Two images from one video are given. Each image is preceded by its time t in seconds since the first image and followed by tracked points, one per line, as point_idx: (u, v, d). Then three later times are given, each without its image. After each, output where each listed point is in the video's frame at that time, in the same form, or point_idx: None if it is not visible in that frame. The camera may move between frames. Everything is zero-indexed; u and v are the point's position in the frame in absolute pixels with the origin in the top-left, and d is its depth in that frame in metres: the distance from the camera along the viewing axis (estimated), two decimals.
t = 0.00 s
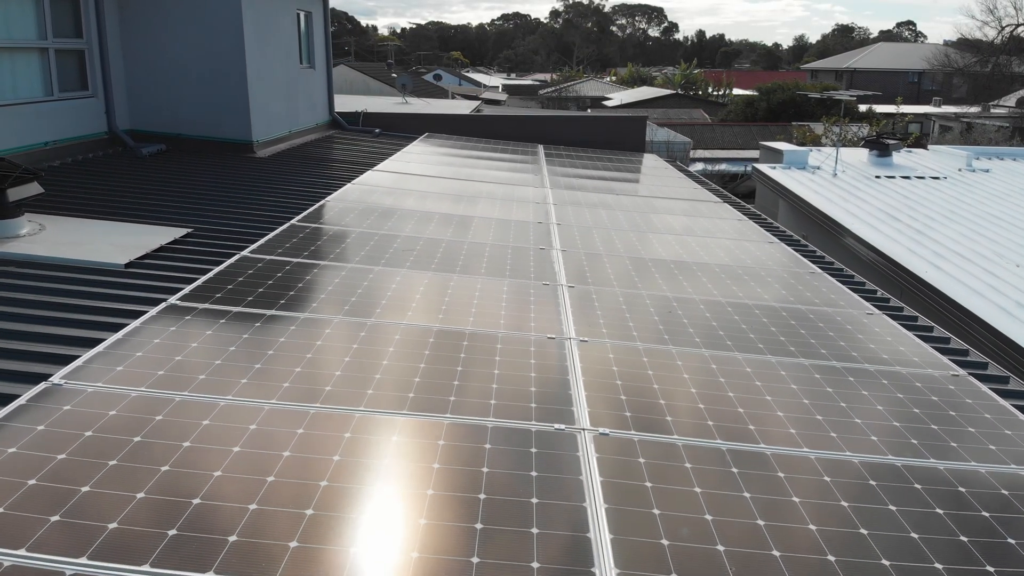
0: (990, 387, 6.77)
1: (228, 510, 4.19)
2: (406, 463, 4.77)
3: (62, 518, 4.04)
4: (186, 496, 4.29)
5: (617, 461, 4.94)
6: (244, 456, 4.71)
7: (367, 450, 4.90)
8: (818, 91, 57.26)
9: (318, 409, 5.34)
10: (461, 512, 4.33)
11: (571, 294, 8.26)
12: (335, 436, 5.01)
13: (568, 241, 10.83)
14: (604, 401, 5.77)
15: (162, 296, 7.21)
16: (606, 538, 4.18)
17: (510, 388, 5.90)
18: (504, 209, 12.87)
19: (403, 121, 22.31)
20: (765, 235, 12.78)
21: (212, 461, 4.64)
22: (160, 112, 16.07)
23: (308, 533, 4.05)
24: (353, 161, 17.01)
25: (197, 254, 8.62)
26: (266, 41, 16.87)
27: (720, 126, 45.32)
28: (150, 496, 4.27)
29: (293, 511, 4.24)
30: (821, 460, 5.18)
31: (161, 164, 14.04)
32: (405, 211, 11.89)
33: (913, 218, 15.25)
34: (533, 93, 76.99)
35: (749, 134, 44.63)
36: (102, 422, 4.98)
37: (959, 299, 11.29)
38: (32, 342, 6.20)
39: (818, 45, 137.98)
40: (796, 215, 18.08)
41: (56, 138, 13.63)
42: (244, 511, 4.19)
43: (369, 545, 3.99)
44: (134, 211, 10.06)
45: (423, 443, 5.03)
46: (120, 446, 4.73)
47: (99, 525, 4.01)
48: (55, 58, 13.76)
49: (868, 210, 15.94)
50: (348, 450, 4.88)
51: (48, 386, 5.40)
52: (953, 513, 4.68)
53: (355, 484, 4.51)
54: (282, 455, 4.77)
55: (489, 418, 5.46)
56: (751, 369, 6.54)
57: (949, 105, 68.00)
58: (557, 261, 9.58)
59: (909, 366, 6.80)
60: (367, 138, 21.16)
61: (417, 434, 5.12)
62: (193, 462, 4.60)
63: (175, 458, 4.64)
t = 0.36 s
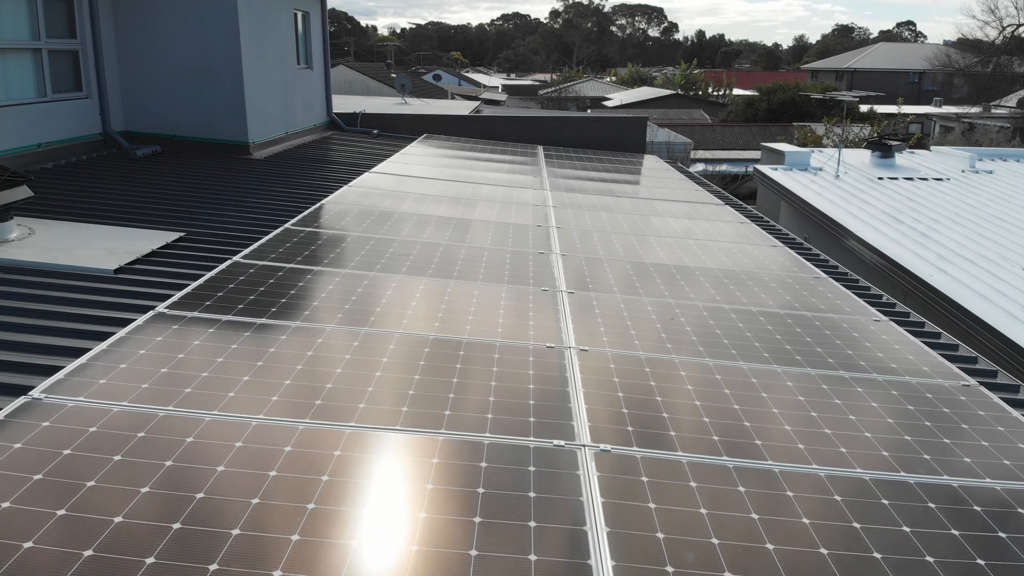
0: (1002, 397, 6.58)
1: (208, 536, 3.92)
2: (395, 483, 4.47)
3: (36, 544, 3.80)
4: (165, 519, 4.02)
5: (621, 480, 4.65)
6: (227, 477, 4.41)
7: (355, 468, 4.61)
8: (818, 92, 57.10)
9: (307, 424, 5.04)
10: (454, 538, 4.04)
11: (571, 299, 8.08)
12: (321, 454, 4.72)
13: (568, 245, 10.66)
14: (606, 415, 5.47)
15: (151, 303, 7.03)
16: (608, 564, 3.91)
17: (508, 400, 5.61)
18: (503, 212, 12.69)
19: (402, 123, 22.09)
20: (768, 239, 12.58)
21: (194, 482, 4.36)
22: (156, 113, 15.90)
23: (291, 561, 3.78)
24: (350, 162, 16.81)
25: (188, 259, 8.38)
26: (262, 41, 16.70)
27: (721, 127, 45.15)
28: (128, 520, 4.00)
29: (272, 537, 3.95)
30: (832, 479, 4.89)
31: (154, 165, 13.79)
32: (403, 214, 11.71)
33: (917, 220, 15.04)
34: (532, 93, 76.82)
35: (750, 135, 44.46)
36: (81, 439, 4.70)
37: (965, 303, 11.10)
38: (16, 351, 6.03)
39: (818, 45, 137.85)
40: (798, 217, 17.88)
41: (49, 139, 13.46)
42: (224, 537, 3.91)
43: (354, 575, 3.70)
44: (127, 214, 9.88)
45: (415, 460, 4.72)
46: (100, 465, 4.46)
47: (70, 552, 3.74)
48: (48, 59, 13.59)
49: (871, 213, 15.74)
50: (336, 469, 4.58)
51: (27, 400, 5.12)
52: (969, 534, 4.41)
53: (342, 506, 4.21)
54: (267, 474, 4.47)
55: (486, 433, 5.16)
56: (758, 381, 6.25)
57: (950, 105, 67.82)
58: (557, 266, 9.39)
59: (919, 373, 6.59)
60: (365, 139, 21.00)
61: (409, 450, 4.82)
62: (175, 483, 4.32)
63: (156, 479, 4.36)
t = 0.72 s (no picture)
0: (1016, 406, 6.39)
1: (191, 564, 3.66)
2: (387, 504, 4.19)
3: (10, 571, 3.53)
4: (147, 545, 3.76)
5: (631, 500, 4.37)
6: (212, 497, 4.13)
7: (349, 487, 4.33)
8: (819, 92, 56.95)
9: (299, 440, 4.75)
10: (450, 564, 3.76)
11: (573, 304, 7.89)
12: (311, 472, 4.43)
13: (569, 248, 10.48)
14: (609, 427, 5.20)
15: (143, 309, 6.85)
16: None
17: (508, 411, 5.35)
18: (503, 214, 12.53)
19: (401, 123, 21.89)
20: (772, 241, 12.38)
21: (179, 502, 4.07)
22: (152, 113, 15.73)
23: None
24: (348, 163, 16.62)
25: (181, 263, 8.20)
26: (260, 41, 16.53)
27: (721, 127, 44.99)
28: (107, 545, 3.73)
29: (255, 563, 3.69)
30: (845, 496, 4.62)
31: (149, 167, 13.55)
32: (402, 216, 11.53)
33: (922, 222, 14.86)
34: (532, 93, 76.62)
35: (751, 135, 44.31)
36: (62, 456, 4.41)
37: (972, 307, 10.93)
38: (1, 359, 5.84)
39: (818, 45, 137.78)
40: (802, 218, 17.68)
41: (43, 140, 13.27)
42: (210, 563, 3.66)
43: None
44: (120, 217, 9.71)
45: (411, 479, 4.44)
46: (81, 484, 4.18)
47: None
48: (42, 59, 13.41)
49: (876, 215, 15.55)
50: (329, 488, 4.31)
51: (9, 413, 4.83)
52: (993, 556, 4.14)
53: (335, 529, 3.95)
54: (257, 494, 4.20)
55: (485, 448, 4.88)
56: (765, 392, 5.98)
57: (951, 105, 67.71)
58: (558, 270, 9.22)
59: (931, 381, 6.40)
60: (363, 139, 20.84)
61: (405, 467, 4.54)
62: (159, 504, 4.04)
63: (140, 499, 4.09)
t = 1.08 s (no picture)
0: None
1: None
2: (380, 528, 3.91)
3: None
4: (130, 572, 3.53)
5: (639, 518, 4.13)
6: (200, 520, 3.90)
7: (341, 507, 4.08)
8: (820, 92, 56.79)
9: (290, 456, 4.50)
10: None
11: (574, 309, 7.70)
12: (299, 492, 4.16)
13: (571, 251, 10.31)
14: (613, 440, 4.93)
15: (133, 316, 6.66)
16: None
17: (510, 422, 5.12)
18: (503, 217, 12.35)
19: (400, 124, 21.70)
20: (776, 244, 12.20)
21: (164, 524, 3.86)
22: (148, 114, 15.56)
23: None
24: (347, 164, 16.42)
25: (175, 268, 8.02)
26: (258, 41, 16.35)
27: (722, 127, 44.82)
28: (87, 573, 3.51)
29: None
30: (862, 515, 4.36)
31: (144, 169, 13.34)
32: (401, 219, 11.37)
33: (927, 224, 14.67)
34: (532, 93, 76.49)
35: (751, 135, 44.15)
36: (44, 474, 4.21)
37: (980, 310, 10.75)
38: None
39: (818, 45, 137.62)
40: (806, 220, 17.48)
41: (37, 142, 13.08)
42: None
43: None
44: (113, 220, 9.53)
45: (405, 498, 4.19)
46: (62, 505, 3.97)
47: None
48: (37, 59, 13.23)
49: (881, 216, 15.35)
50: (321, 508, 4.07)
51: None
52: None
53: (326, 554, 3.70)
54: (246, 515, 3.97)
55: (485, 464, 4.62)
56: (775, 402, 5.76)
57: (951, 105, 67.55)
58: (560, 274, 9.05)
59: (944, 390, 6.20)
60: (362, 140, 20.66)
61: (400, 486, 4.28)
62: (144, 527, 3.82)
63: (123, 521, 3.87)
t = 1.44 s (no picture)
0: None
1: None
2: (377, 551, 3.72)
3: None
4: None
5: (648, 542, 3.93)
6: (186, 544, 3.69)
7: (334, 530, 3.86)
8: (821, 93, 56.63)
9: (282, 475, 4.28)
10: None
11: (576, 315, 7.52)
12: (290, 513, 3.97)
13: (572, 255, 10.15)
14: (619, 456, 4.75)
15: (124, 324, 6.48)
16: None
17: (512, 436, 4.91)
18: (503, 220, 12.18)
19: (399, 124, 21.52)
20: (779, 247, 12.03)
21: (148, 549, 3.64)
22: (144, 115, 15.39)
23: None
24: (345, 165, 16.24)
25: (169, 274, 7.85)
26: (255, 41, 16.18)
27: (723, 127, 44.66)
28: None
29: None
30: (878, 535, 4.17)
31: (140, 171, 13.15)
32: (400, 222, 11.20)
33: (932, 227, 14.49)
34: (532, 93, 76.33)
35: (752, 136, 43.99)
36: (24, 494, 3.98)
37: (987, 315, 10.57)
38: None
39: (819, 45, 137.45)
40: (809, 222, 17.28)
41: (31, 143, 12.91)
42: None
43: None
44: (107, 224, 9.37)
45: (401, 520, 3.97)
46: (41, 527, 3.75)
47: None
48: (31, 59, 13.08)
49: (886, 219, 15.16)
50: (312, 531, 3.85)
51: None
52: None
53: None
54: (235, 539, 3.75)
55: (486, 483, 4.40)
56: (786, 414, 5.56)
57: (952, 105, 67.37)
58: (561, 279, 8.87)
59: (959, 401, 6.02)
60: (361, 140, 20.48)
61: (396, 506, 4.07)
62: (127, 553, 3.61)
63: (105, 545, 3.66)
